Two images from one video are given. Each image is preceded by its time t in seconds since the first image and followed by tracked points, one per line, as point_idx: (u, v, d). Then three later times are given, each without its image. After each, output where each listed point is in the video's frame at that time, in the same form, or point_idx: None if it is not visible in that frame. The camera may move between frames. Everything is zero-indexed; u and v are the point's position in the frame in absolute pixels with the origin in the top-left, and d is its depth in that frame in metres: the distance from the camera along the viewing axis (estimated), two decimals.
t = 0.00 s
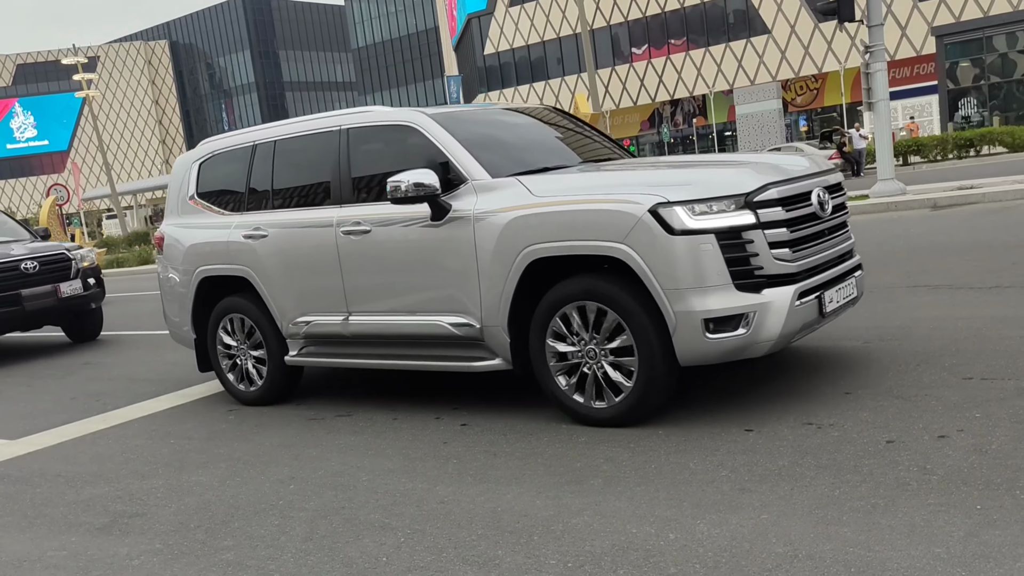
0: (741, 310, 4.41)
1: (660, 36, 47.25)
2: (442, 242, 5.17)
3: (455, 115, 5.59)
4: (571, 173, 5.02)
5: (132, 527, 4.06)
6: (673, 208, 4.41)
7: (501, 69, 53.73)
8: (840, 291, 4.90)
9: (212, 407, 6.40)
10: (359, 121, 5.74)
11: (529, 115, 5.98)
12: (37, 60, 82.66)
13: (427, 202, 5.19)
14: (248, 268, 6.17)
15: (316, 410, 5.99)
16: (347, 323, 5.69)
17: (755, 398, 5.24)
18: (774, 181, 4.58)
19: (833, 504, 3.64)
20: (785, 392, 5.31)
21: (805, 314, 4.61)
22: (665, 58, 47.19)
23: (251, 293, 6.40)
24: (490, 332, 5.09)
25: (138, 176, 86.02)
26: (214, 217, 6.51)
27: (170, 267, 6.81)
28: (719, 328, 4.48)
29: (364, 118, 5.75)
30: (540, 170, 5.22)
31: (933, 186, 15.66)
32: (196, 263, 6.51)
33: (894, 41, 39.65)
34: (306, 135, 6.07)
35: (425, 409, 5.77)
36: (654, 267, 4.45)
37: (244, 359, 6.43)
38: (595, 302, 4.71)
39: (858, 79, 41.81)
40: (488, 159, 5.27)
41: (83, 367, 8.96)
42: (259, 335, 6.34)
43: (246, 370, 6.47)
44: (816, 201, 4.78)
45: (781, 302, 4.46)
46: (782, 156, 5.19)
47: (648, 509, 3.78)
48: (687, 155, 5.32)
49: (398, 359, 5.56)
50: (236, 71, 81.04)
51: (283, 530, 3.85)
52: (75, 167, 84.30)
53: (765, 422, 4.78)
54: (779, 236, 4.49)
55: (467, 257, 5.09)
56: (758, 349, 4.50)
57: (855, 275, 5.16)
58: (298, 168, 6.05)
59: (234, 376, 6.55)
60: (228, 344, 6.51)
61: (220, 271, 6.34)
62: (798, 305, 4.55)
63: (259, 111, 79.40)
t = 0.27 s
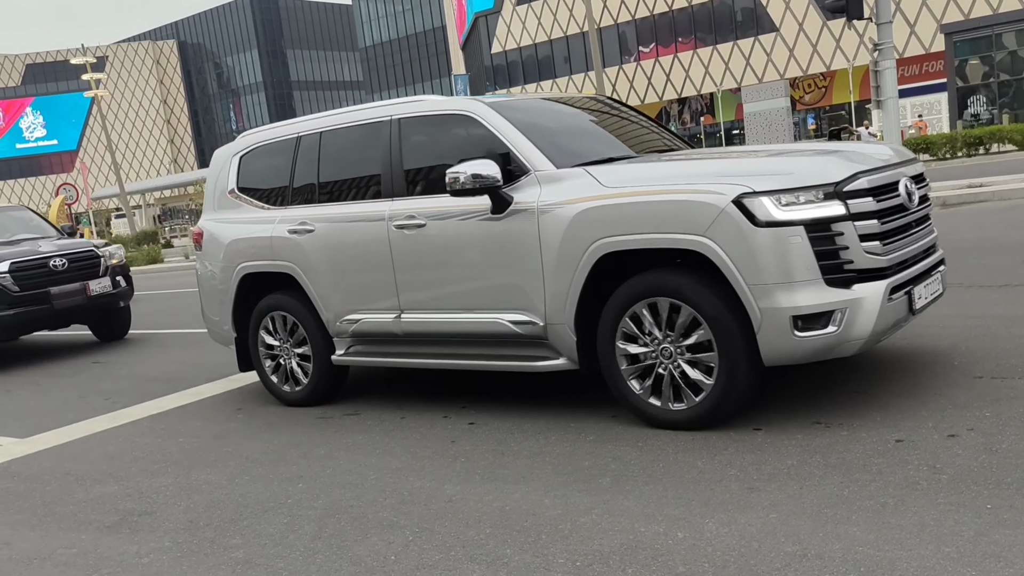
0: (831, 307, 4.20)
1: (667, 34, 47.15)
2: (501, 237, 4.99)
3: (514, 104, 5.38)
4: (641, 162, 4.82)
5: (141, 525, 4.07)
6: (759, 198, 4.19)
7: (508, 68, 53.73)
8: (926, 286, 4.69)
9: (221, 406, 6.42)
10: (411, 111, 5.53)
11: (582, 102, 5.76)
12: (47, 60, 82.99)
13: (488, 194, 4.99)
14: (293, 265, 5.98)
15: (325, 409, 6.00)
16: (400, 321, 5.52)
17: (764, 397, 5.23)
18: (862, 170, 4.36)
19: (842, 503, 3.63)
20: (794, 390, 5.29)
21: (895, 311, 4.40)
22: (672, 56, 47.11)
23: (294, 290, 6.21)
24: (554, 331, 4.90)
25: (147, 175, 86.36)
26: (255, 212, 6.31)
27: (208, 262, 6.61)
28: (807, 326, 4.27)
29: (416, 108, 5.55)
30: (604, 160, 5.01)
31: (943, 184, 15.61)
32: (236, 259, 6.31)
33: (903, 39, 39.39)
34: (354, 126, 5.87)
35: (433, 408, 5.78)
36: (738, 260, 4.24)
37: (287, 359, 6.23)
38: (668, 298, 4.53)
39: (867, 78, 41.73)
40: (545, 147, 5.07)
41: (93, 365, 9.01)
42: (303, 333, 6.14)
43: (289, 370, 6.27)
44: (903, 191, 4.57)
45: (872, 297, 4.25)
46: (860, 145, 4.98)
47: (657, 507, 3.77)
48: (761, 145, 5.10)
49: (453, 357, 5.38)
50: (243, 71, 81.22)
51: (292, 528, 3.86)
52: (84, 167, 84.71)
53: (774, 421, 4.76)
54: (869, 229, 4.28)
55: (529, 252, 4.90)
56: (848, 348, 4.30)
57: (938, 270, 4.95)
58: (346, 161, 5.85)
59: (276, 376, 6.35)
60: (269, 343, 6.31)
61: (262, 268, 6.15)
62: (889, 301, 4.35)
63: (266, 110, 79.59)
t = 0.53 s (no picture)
0: (940, 305, 3.95)
1: (680, 33, 47.04)
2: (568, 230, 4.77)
3: (583, 92, 5.15)
4: (724, 151, 4.57)
5: (156, 524, 4.09)
6: (862, 188, 3.94)
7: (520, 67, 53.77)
8: None
9: (235, 405, 6.46)
10: (473, 100, 5.31)
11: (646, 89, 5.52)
12: (62, 62, 83.57)
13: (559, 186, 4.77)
14: (346, 261, 5.78)
15: (337, 408, 6.02)
16: (461, 320, 5.32)
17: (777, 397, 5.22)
18: (969, 159, 4.11)
19: (856, 504, 3.61)
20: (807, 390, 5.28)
21: (1004, 309, 4.14)
22: (684, 55, 47.02)
23: (345, 288, 6.01)
24: (630, 328, 4.67)
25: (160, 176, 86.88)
26: (306, 207, 6.12)
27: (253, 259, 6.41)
28: (914, 324, 4.01)
29: (478, 97, 5.33)
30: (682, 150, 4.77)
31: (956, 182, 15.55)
32: (285, 255, 6.11)
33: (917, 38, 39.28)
34: (412, 117, 5.66)
35: (445, 408, 5.78)
36: (838, 254, 3.99)
37: (339, 358, 6.02)
38: (754, 295, 4.31)
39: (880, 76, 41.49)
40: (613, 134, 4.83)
41: (108, 364, 9.08)
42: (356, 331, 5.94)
43: (341, 371, 6.06)
44: (1010, 181, 4.30)
45: (983, 295, 4.00)
46: (957, 132, 4.71)
47: (669, 507, 3.77)
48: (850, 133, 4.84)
49: (518, 358, 5.16)
50: (256, 71, 81.57)
51: (305, 527, 3.88)
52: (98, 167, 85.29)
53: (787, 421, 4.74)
54: (980, 220, 4.02)
55: (602, 246, 4.67)
56: (955, 348, 4.05)
57: None
58: (402, 154, 5.64)
59: (327, 377, 6.14)
60: (320, 344, 6.11)
61: (313, 264, 5.94)
62: (999, 298, 4.08)
63: (279, 111, 79.90)
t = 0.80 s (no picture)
0: None
1: (692, 32, 46.91)
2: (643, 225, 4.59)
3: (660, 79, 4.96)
4: (818, 140, 4.37)
5: (170, 521, 4.12)
6: (979, 177, 3.74)
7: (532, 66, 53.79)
8: None
9: (247, 404, 6.49)
10: (541, 88, 5.13)
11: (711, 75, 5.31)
12: (76, 62, 84.18)
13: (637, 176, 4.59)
14: (403, 256, 5.62)
15: (349, 408, 6.04)
16: (527, 318, 5.15)
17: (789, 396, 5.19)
18: None
19: (870, 504, 3.59)
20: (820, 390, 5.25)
21: None
22: (696, 54, 46.89)
23: (401, 285, 5.83)
24: (717, 326, 4.47)
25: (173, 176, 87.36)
26: (358, 200, 5.94)
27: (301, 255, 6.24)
28: None
29: (546, 84, 5.15)
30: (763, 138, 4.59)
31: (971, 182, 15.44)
32: (337, 250, 5.93)
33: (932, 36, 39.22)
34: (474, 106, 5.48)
35: (458, 407, 5.79)
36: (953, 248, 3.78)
37: (394, 358, 5.83)
38: (855, 292, 4.11)
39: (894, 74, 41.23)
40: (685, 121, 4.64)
41: (123, 363, 9.15)
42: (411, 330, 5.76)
43: (395, 371, 5.87)
44: None
45: None
46: None
47: (681, 507, 3.76)
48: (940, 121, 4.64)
49: (585, 357, 4.98)
50: (269, 72, 81.91)
51: (318, 525, 3.89)
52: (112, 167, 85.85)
53: (800, 421, 4.72)
54: None
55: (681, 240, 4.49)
56: None
57: None
58: (464, 145, 5.47)
59: (380, 379, 5.96)
60: (373, 344, 5.92)
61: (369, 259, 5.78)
62: None
63: (291, 111, 80.13)
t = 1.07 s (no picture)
0: None
1: (701, 32, 46.83)
2: (720, 217, 4.38)
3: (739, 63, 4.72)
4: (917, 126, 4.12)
5: (180, 520, 4.13)
6: None
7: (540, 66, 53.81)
8: None
9: (257, 403, 6.51)
10: (609, 74, 4.90)
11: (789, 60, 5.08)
12: (87, 63, 84.66)
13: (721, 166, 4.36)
14: (460, 252, 5.41)
15: (358, 407, 6.05)
16: (596, 318, 4.92)
17: (799, 396, 5.18)
18: None
19: (880, 505, 3.57)
20: (830, 390, 5.23)
21: None
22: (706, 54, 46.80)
23: (454, 282, 5.64)
24: (811, 326, 4.22)
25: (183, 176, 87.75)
26: (411, 194, 5.73)
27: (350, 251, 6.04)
28: None
29: (613, 70, 4.92)
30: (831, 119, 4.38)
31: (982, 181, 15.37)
32: (388, 246, 5.73)
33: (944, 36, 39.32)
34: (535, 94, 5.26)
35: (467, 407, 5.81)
36: None
37: (448, 359, 5.64)
38: (966, 287, 3.85)
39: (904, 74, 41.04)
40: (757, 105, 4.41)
41: (133, 362, 9.20)
42: (466, 328, 5.56)
43: (451, 372, 5.67)
44: None
45: None
46: None
47: (690, 507, 3.75)
48: None
49: (658, 357, 4.74)
50: (278, 72, 82.15)
51: (327, 525, 3.90)
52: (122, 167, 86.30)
53: (810, 421, 4.70)
54: None
55: (765, 234, 4.27)
56: None
57: None
58: (525, 135, 5.26)
59: (434, 381, 5.77)
60: (425, 344, 5.73)
61: (423, 256, 5.57)
62: None
63: (300, 111, 80.25)
